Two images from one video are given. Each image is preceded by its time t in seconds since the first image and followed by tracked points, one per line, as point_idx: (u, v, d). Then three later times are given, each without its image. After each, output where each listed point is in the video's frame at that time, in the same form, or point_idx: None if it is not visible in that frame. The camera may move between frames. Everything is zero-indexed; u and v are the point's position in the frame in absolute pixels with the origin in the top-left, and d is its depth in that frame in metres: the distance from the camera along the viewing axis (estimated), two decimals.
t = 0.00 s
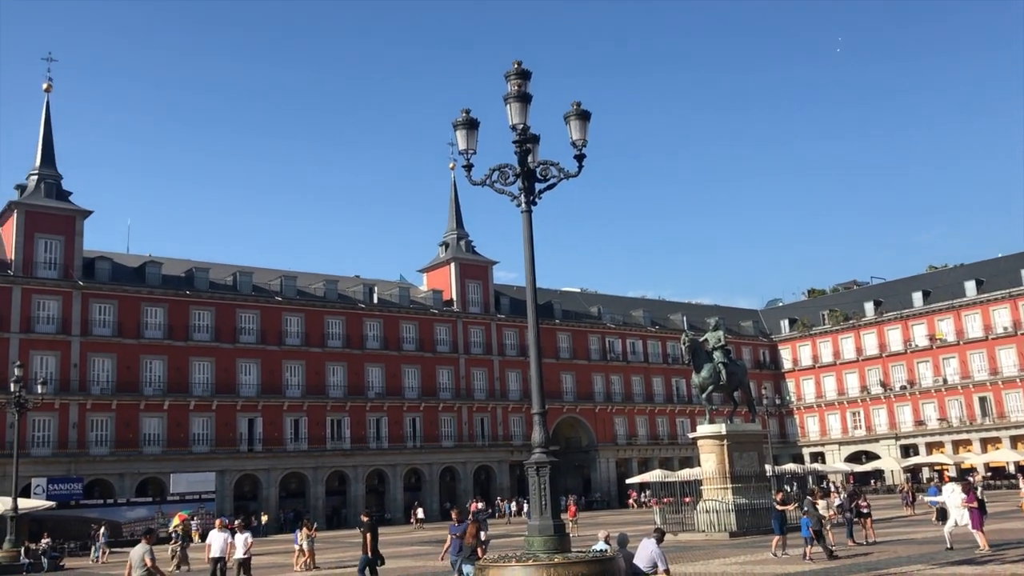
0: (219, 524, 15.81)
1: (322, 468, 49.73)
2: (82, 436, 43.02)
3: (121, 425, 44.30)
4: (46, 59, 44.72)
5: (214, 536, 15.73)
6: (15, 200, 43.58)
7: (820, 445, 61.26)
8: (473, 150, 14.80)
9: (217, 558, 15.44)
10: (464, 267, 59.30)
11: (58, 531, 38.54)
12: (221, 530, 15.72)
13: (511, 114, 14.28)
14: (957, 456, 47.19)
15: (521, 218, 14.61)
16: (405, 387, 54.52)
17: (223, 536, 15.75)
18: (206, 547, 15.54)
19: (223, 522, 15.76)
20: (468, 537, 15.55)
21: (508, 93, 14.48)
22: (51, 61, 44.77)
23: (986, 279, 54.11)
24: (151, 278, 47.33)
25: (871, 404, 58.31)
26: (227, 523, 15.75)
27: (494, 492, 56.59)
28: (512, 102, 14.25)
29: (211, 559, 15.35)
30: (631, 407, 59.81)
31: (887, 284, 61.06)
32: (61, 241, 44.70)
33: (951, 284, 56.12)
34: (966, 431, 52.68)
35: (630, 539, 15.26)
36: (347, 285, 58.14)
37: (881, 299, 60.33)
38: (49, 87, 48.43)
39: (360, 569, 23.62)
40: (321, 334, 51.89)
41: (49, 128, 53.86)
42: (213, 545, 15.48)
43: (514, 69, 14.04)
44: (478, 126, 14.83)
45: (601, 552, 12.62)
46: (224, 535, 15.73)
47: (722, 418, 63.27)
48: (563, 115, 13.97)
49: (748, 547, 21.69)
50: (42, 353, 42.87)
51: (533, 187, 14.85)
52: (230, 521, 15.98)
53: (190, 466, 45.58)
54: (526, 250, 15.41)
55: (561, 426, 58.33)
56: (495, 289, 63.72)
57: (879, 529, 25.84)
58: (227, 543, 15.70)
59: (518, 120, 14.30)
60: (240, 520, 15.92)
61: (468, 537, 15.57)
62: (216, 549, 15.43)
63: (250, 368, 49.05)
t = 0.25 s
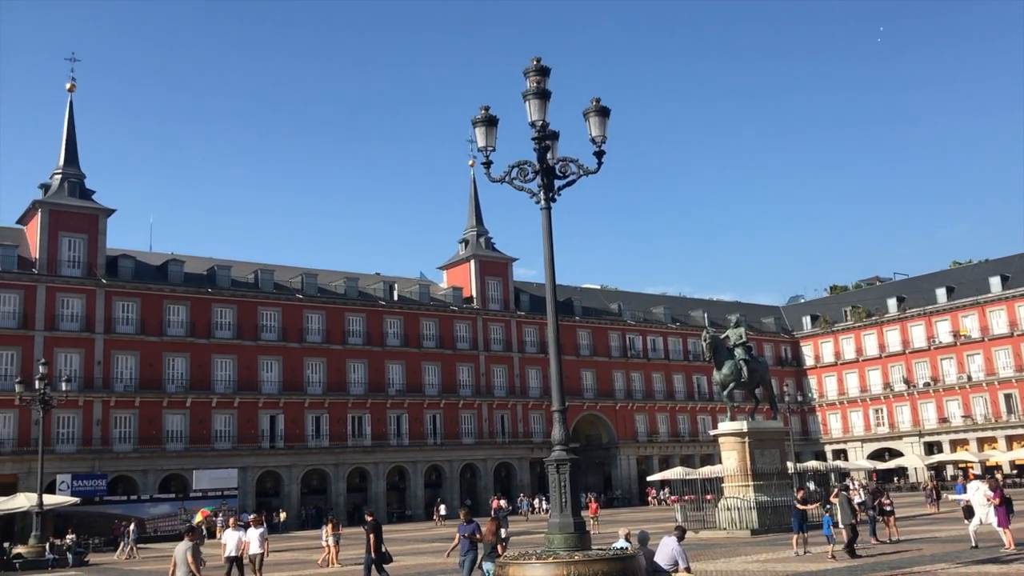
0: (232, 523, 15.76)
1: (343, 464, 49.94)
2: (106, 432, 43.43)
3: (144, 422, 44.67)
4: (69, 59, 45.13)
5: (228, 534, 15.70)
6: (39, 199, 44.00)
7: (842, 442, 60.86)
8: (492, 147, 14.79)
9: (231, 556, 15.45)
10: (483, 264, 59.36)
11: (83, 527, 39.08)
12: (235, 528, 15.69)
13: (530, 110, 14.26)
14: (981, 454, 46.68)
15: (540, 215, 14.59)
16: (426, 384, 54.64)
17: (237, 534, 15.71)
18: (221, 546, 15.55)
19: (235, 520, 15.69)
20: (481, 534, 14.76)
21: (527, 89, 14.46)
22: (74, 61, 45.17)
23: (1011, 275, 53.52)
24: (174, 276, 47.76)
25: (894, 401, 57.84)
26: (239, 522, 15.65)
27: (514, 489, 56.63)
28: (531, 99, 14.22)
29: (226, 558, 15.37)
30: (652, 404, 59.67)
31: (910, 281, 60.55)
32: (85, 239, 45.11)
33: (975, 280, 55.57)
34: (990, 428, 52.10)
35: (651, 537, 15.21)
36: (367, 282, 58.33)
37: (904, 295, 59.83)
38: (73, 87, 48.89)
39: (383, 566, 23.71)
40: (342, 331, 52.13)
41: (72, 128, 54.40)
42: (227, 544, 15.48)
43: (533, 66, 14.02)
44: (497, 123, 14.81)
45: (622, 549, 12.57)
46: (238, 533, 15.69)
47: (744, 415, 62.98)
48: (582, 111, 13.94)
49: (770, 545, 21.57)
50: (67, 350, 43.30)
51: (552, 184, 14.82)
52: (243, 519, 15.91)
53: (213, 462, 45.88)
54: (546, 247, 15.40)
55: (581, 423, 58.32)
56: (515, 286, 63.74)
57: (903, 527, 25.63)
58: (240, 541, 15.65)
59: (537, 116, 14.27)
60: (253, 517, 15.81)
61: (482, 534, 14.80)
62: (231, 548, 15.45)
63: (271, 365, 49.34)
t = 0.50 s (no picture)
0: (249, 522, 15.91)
1: (366, 464, 50.10)
2: (132, 432, 43.81)
3: (169, 422, 45.01)
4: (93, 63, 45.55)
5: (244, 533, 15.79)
6: (64, 201, 44.43)
7: (867, 442, 60.36)
8: (513, 147, 14.75)
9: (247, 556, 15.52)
10: (505, 263, 59.37)
11: (108, 526, 39.32)
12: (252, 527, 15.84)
13: (551, 110, 14.21)
14: (1008, 454, 46.08)
15: (561, 215, 14.54)
16: (448, 384, 54.71)
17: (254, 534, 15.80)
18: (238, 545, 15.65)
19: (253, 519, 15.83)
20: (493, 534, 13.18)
21: (548, 89, 14.41)
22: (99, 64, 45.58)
23: None
24: (198, 276, 48.08)
25: (920, 401, 57.28)
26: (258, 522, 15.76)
27: (537, 489, 56.61)
28: (552, 99, 14.17)
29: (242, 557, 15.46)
30: (674, 404, 59.44)
31: (936, 279, 59.95)
32: (110, 241, 45.52)
33: (1002, 278, 54.93)
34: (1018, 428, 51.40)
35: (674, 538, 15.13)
36: (389, 282, 58.48)
37: (930, 293, 59.25)
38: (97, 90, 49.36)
39: (405, 566, 23.75)
40: (365, 331, 52.29)
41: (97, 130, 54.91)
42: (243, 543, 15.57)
43: (554, 65, 13.98)
44: (518, 122, 14.78)
45: (644, 550, 12.52)
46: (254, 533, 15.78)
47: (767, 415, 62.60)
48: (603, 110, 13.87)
49: (794, 545, 21.41)
50: (92, 351, 43.71)
51: (573, 183, 14.76)
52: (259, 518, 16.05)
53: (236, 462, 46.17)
54: (567, 247, 15.35)
55: (603, 423, 58.22)
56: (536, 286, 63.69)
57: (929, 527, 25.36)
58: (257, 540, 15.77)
59: (558, 116, 14.22)
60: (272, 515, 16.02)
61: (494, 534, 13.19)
62: (246, 546, 15.49)
63: (294, 365, 49.59)
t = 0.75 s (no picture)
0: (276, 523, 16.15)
1: (396, 464, 50.33)
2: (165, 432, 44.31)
3: (202, 422, 45.47)
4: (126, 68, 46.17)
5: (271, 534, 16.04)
6: (98, 204, 45.05)
7: (900, 443, 59.68)
8: (541, 147, 14.76)
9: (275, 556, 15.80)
10: (533, 264, 59.39)
11: (142, 525, 39.80)
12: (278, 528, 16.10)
13: (579, 110, 14.20)
14: None
15: (590, 215, 14.52)
16: (476, 384, 54.82)
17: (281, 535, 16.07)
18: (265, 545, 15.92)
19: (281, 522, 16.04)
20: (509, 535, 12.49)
21: (576, 89, 14.41)
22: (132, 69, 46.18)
23: None
24: (229, 278, 48.55)
25: (954, 401, 56.54)
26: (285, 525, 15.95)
27: (566, 489, 56.58)
28: (580, 99, 14.16)
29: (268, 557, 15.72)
30: (704, 405, 59.13)
31: (970, 278, 59.16)
32: (143, 243, 46.09)
33: None
34: None
35: (704, 539, 15.07)
36: (418, 283, 58.69)
37: (964, 292, 58.47)
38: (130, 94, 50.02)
39: (435, 566, 23.85)
40: (394, 332, 52.53)
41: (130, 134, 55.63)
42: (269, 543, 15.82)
43: (581, 65, 13.96)
44: (546, 123, 14.79)
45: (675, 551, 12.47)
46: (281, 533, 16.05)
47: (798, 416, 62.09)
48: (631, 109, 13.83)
49: (826, 547, 21.23)
50: (126, 352, 44.26)
51: (601, 183, 14.74)
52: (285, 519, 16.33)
53: (268, 462, 46.57)
54: (596, 246, 15.34)
55: (633, 423, 58.09)
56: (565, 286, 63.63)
57: (963, 530, 25.04)
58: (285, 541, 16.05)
59: (586, 116, 14.21)
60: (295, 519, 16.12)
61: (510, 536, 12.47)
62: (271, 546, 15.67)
63: (325, 366, 49.93)
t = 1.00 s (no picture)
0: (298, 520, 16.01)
1: (424, 463, 50.51)
2: (196, 432, 44.75)
3: (232, 422, 45.88)
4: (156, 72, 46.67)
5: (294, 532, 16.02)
6: (129, 206, 45.57)
7: (933, 442, 58.95)
8: (568, 146, 14.74)
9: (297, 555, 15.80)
10: (559, 263, 59.33)
11: (174, 524, 40.19)
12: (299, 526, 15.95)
13: (606, 108, 14.18)
14: None
15: (617, 214, 14.49)
16: (503, 384, 54.87)
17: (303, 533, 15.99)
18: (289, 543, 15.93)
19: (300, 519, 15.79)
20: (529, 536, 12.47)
21: (602, 87, 14.39)
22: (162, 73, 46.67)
23: None
24: (259, 279, 48.98)
25: (987, 401, 55.80)
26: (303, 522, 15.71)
27: (594, 489, 56.50)
28: (606, 97, 14.14)
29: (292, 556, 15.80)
30: (733, 405, 58.78)
31: (1003, 276, 58.37)
32: (173, 244, 46.59)
33: None
34: None
35: (733, 539, 14.99)
36: (444, 283, 58.83)
37: (997, 290, 57.68)
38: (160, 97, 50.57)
39: (465, 565, 23.95)
40: (421, 331, 52.69)
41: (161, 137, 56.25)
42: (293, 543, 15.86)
43: (608, 63, 13.92)
44: (572, 122, 14.77)
45: (705, 551, 12.43)
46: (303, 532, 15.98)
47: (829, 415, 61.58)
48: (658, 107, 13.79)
49: (857, 548, 21.03)
50: (157, 352, 44.75)
51: (628, 182, 14.71)
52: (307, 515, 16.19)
53: (297, 461, 46.90)
54: (623, 246, 15.32)
55: (661, 423, 57.87)
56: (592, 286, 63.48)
57: (997, 531, 24.71)
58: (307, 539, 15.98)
59: (612, 114, 14.19)
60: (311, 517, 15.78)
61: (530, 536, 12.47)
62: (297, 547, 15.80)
63: (353, 366, 50.19)
